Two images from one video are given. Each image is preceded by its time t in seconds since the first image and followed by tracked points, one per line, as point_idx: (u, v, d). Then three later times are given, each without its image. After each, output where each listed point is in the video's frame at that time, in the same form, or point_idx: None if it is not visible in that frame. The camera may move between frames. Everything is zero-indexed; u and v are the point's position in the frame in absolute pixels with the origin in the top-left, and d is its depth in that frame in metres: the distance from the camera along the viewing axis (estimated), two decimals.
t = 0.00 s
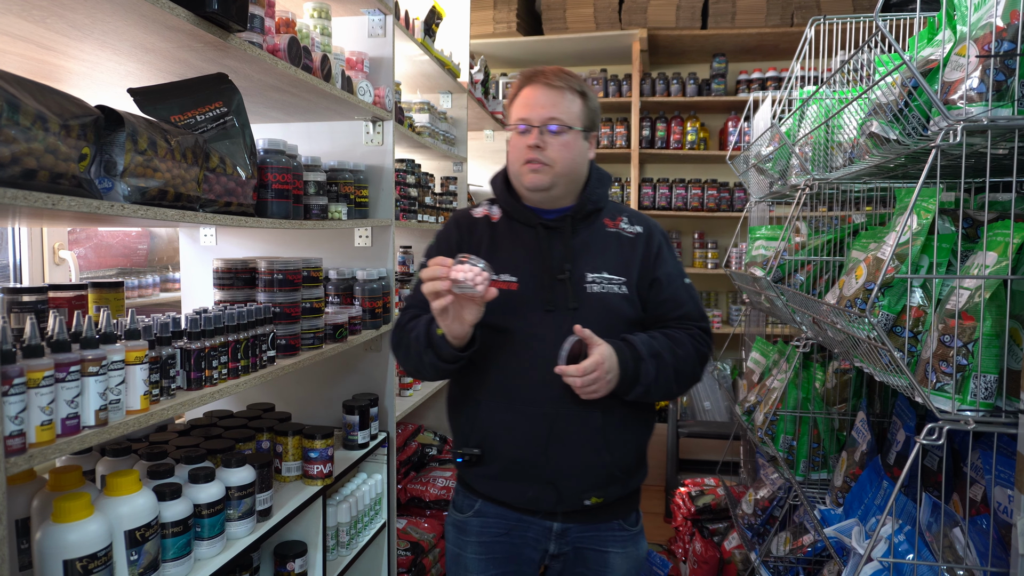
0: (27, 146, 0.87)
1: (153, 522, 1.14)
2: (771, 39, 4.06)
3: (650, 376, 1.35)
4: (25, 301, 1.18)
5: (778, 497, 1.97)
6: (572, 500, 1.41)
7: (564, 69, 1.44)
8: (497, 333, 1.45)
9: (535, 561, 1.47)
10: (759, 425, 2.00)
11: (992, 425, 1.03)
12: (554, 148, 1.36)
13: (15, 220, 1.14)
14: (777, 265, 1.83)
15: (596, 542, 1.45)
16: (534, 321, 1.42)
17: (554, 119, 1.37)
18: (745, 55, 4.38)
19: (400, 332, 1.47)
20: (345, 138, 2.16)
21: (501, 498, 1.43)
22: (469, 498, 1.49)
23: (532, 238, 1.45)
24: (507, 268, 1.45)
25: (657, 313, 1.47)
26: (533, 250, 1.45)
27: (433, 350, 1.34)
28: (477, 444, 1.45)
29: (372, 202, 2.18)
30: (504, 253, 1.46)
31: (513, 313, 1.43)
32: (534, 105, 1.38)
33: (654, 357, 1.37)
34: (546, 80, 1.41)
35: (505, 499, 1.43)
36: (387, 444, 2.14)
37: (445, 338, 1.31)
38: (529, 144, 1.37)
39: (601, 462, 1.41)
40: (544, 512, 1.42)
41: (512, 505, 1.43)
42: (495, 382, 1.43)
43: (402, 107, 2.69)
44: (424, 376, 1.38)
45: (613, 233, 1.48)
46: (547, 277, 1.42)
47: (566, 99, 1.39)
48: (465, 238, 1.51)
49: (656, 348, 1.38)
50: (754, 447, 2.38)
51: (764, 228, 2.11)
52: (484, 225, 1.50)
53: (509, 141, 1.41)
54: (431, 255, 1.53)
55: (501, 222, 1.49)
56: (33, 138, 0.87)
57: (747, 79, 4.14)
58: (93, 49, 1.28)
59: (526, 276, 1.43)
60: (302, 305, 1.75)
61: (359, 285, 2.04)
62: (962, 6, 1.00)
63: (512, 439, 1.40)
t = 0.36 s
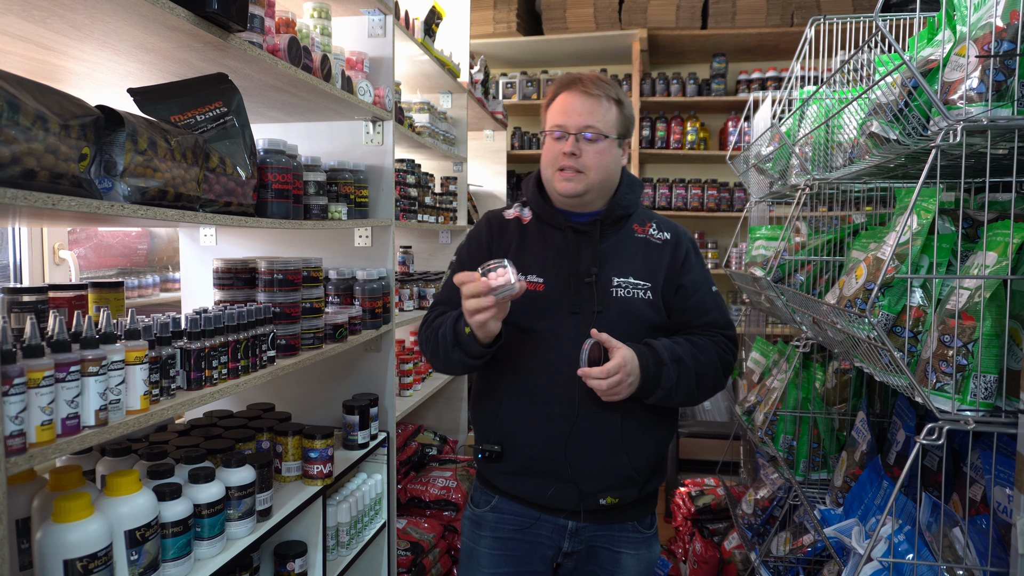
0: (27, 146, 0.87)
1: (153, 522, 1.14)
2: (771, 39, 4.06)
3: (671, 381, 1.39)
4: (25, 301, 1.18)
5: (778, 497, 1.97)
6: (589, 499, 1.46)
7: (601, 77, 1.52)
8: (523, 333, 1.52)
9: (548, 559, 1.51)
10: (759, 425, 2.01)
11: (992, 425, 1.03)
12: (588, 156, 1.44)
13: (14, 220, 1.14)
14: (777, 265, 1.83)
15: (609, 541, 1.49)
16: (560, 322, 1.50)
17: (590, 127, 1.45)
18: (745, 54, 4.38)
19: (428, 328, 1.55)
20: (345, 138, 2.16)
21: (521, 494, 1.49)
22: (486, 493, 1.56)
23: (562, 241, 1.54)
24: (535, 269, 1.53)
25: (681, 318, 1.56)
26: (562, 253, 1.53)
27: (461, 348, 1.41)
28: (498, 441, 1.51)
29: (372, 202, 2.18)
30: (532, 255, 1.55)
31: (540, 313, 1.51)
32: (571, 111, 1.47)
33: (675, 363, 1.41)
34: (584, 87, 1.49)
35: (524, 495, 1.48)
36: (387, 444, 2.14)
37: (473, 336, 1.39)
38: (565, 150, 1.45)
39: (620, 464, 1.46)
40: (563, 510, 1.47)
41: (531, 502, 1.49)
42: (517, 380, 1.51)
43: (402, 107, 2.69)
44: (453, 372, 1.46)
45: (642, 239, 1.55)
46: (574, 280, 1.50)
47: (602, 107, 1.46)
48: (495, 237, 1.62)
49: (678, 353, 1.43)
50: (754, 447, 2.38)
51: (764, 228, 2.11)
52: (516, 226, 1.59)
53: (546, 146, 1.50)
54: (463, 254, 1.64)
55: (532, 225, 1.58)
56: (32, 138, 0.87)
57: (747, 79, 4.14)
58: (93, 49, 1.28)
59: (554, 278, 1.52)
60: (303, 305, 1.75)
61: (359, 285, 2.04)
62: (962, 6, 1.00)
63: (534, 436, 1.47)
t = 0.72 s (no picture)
0: (27, 146, 0.86)
1: (153, 522, 1.14)
2: (771, 39, 4.06)
3: (675, 382, 1.39)
4: (25, 301, 1.18)
5: (778, 497, 1.97)
6: (590, 498, 1.46)
7: (614, 78, 1.53)
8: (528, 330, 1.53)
9: (551, 558, 1.51)
10: (759, 425, 2.00)
11: (993, 425, 1.03)
12: (599, 155, 1.45)
13: (14, 220, 1.14)
14: (777, 265, 1.83)
15: (611, 541, 1.49)
16: (567, 321, 1.50)
17: (602, 126, 1.46)
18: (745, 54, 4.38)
19: (435, 324, 1.56)
20: (345, 138, 2.15)
21: (523, 491, 1.49)
22: (490, 491, 1.56)
23: (571, 240, 1.55)
24: (543, 268, 1.54)
25: (688, 321, 1.55)
26: (570, 253, 1.54)
27: (466, 343, 1.41)
28: (502, 437, 1.52)
29: (372, 202, 2.18)
30: (540, 254, 1.55)
31: (546, 312, 1.52)
32: (584, 111, 1.48)
33: (679, 364, 1.41)
34: (597, 88, 1.51)
35: (526, 492, 1.49)
36: (387, 444, 2.14)
37: (479, 329, 1.39)
38: (576, 148, 1.46)
39: (623, 464, 1.45)
40: (564, 508, 1.47)
41: (532, 499, 1.49)
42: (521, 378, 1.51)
43: (402, 107, 2.69)
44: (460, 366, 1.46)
45: (651, 241, 1.55)
46: (582, 279, 1.50)
47: (614, 107, 1.48)
48: (504, 235, 1.63)
49: (683, 355, 1.43)
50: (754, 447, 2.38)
51: (764, 228, 2.11)
52: (525, 225, 1.61)
53: (558, 145, 1.50)
54: (472, 254, 1.65)
55: (542, 224, 1.59)
56: (32, 138, 0.87)
57: (747, 79, 4.14)
58: (93, 49, 1.28)
59: (562, 278, 1.53)
60: (302, 305, 1.75)
61: (359, 286, 2.04)
62: (962, 5, 1.00)
63: (537, 433, 1.47)
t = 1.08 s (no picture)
0: (27, 146, 0.87)
1: (153, 522, 1.14)
2: (771, 39, 4.06)
3: (675, 382, 1.39)
4: (25, 301, 1.18)
5: (778, 497, 1.97)
6: (590, 498, 1.46)
7: (616, 79, 1.54)
8: (529, 330, 1.53)
9: (551, 558, 1.51)
10: (759, 425, 2.01)
11: (992, 425, 1.03)
12: (599, 155, 1.45)
13: (14, 220, 1.14)
14: (777, 265, 1.83)
15: (612, 541, 1.49)
16: (568, 321, 1.51)
17: (603, 127, 1.46)
18: (745, 54, 4.38)
19: (439, 318, 1.57)
20: (345, 138, 2.15)
21: (523, 490, 1.49)
22: (491, 490, 1.56)
23: (573, 241, 1.55)
24: (545, 267, 1.54)
25: (689, 321, 1.55)
26: (572, 253, 1.54)
27: (470, 334, 1.42)
28: (503, 436, 1.52)
29: (372, 202, 2.18)
30: (542, 253, 1.56)
31: (548, 312, 1.52)
32: (585, 111, 1.48)
33: (680, 364, 1.41)
34: (598, 89, 1.51)
35: (526, 491, 1.49)
36: (387, 444, 2.14)
37: (483, 321, 1.39)
38: (576, 148, 1.46)
39: (623, 464, 1.45)
40: (564, 508, 1.47)
41: (532, 498, 1.49)
42: (522, 376, 1.52)
43: (402, 107, 2.69)
44: (462, 360, 1.46)
45: (654, 241, 1.55)
46: (584, 279, 1.51)
47: (615, 107, 1.48)
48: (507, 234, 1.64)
49: (684, 355, 1.43)
50: (754, 447, 2.38)
51: (764, 228, 2.11)
52: (528, 224, 1.61)
53: (559, 145, 1.51)
54: (475, 251, 1.66)
55: (544, 223, 1.59)
56: (33, 139, 0.87)
57: (747, 80, 4.14)
58: (93, 49, 1.28)
59: (564, 277, 1.53)
60: (302, 305, 1.75)
61: (359, 286, 2.04)
62: (962, 6, 1.00)
63: (538, 432, 1.47)
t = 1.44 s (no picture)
0: (27, 146, 0.87)
1: (153, 522, 1.14)
2: (771, 39, 4.06)
3: (677, 381, 1.39)
4: (25, 301, 1.18)
5: (778, 497, 1.97)
6: (593, 497, 1.46)
7: (617, 78, 1.54)
8: (531, 330, 1.53)
9: (553, 557, 1.51)
10: (759, 425, 2.01)
11: (992, 425, 1.04)
12: (603, 154, 1.45)
13: (14, 220, 1.14)
14: (777, 265, 1.83)
15: (613, 540, 1.49)
16: (570, 321, 1.51)
17: (606, 126, 1.46)
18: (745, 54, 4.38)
19: (442, 313, 1.57)
20: (345, 138, 2.16)
21: (525, 489, 1.49)
22: (492, 490, 1.56)
23: (575, 241, 1.55)
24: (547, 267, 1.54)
25: (690, 321, 1.55)
26: (573, 253, 1.54)
27: (473, 325, 1.41)
28: (505, 436, 1.52)
29: (372, 202, 2.18)
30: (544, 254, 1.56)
31: (550, 312, 1.52)
32: (587, 111, 1.48)
33: (682, 363, 1.41)
34: (599, 88, 1.51)
35: (528, 491, 1.49)
36: (387, 444, 2.14)
37: (488, 312, 1.38)
38: (579, 148, 1.46)
39: (625, 463, 1.45)
40: (566, 507, 1.47)
41: (534, 498, 1.49)
42: (524, 376, 1.52)
43: (402, 107, 2.69)
44: (464, 352, 1.45)
45: (655, 241, 1.55)
46: (585, 279, 1.50)
47: (618, 107, 1.48)
48: (510, 233, 1.64)
49: (685, 354, 1.43)
50: (754, 447, 2.38)
51: (764, 228, 2.11)
52: (530, 224, 1.61)
53: (561, 144, 1.50)
54: (478, 249, 1.66)
55: (546, 223, 1.59)
56: (33, 139, 0.87)
57: (747, 80, 4.14)
58: (93, 49, 1.28)
59: (566, 277, 1.53)
60: (302, 305, 1.75)
61: (359, 286, 2.04)
62: (961, 6, 1.00)
63: (540, 432, 1.47)
